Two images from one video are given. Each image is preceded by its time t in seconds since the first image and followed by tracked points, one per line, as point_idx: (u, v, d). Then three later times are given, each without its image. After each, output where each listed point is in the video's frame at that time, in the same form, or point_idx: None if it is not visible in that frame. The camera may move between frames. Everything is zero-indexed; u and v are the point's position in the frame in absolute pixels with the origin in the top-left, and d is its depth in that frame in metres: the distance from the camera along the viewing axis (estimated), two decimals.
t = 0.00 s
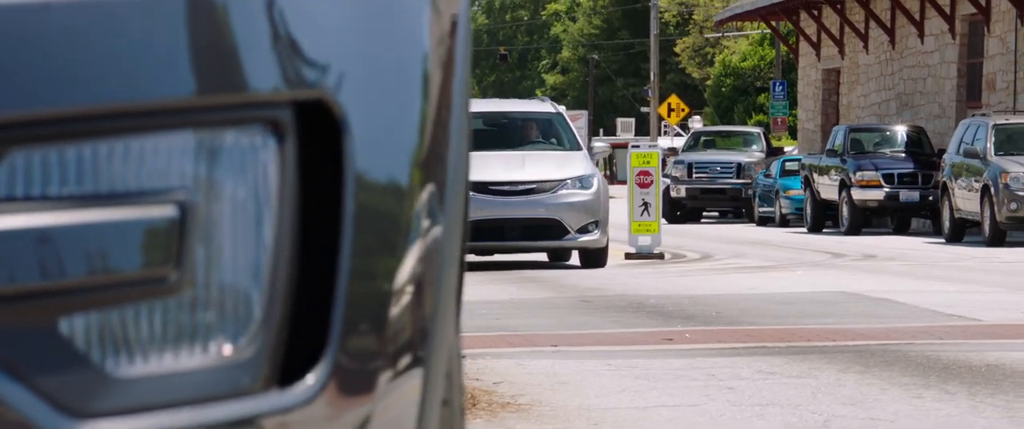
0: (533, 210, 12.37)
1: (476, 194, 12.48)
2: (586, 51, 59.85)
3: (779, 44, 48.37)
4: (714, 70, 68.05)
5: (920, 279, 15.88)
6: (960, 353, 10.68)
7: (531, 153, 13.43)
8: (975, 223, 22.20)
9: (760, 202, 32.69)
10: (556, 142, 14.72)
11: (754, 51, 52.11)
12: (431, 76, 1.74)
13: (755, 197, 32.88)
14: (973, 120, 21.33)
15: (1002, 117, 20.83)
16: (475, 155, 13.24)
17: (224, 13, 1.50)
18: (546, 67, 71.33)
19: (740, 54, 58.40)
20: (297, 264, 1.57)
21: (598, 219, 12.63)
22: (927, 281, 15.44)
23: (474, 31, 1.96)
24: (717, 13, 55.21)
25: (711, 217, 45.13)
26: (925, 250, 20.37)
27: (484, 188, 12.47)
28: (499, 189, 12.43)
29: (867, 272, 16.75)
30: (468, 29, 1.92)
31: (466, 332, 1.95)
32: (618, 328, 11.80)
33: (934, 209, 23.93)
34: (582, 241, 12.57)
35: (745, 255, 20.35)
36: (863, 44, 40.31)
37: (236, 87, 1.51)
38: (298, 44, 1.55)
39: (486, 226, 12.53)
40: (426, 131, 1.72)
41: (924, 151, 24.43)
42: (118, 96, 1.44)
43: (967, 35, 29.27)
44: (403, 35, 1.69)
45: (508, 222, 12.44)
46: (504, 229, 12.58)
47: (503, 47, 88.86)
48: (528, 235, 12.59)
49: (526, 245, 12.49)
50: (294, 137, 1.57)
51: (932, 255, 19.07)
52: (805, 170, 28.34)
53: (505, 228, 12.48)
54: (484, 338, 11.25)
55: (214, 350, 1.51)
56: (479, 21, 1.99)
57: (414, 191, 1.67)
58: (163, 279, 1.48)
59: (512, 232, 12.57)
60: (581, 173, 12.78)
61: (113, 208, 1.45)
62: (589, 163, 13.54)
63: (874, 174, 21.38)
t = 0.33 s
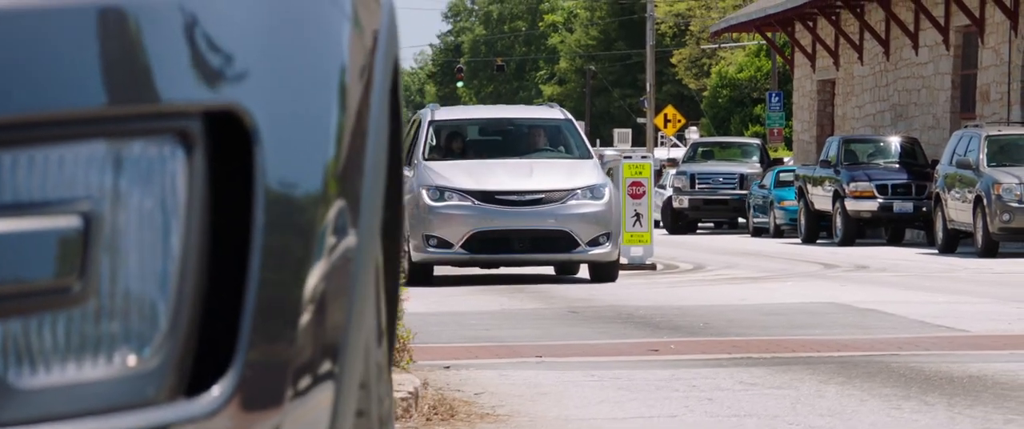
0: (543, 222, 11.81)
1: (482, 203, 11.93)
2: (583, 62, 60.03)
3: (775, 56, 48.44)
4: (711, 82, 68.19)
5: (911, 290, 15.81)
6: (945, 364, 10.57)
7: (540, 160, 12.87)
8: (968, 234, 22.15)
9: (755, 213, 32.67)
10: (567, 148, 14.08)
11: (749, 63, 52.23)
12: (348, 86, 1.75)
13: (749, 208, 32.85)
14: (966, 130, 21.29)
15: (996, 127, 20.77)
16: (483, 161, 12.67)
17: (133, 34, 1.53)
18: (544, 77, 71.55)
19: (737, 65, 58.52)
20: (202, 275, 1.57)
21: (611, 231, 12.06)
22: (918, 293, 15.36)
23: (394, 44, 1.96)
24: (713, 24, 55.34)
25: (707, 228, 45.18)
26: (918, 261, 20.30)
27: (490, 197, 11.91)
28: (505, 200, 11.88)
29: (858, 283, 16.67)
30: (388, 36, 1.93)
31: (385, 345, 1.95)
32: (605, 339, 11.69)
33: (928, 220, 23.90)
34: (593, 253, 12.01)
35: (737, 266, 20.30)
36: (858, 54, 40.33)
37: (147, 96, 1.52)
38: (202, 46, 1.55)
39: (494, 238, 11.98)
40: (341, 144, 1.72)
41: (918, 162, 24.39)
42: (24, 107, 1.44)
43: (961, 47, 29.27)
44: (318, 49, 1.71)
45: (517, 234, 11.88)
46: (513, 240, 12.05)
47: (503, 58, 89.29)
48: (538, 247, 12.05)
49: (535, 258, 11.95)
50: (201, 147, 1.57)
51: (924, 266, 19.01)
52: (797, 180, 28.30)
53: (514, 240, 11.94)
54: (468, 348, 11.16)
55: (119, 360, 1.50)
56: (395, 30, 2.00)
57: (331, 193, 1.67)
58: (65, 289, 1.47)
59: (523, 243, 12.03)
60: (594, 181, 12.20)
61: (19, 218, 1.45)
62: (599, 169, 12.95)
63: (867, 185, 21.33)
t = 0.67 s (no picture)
0: (537, 232, 11.38)
1: (471, 212, 11.49)
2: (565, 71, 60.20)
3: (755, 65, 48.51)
4: (694, 91, 68.39)
5: (886, 300, 15.74)
6: (915, 374, 10.33)
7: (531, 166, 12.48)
8: (946, 244, 22.16)
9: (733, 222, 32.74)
10: (560, 156, 13.31)
11: (730, 72, 52.32)
12: (261, 91, 1.82)
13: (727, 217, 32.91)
14: (944, 140, 21.37)
15: (974, 138, 20.78)
16: (473, 169, 12.20)
17: (40, 48, 1.61)
18: (528, 84, 71.81)
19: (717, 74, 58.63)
20: (107, 282, 1.64)
21: (607, 241, 11.64)
22: (891, 303, 15.32)
23: (313, 51, 2.03)
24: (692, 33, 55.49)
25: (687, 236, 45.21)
26: (894, 270, 20.24)
27: (479, 206, 11.47)
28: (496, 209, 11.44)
29: (834, 292, 16.60)
30: (305, 45, 2.00)
31: (301, 351, 2.02)
32: (577, 348, 11.57)
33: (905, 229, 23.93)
34: (588, 265, 11.60)
35: (713, 276, 20.31)
36: (837, 64, 40.35)
37: (52, 105, 1.60)
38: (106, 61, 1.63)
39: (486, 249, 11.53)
40: (256, 152, 1.78)
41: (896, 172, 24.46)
42: None
43: (939, 56, 29.26)
44: (230, 60, 1.77)
45: (509, 244, 11.46)
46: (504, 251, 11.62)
47: (487, 66, 89.67)
48: (530, 259, 11.62)
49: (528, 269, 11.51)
50: (106, 158, 1.65)
51: (900, 276, 19.00)
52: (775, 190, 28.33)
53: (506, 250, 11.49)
54: (438, 358, 11.08)
55: (20, 370, 1.57)
56: (314, 40, 2.07)
57: (240, 201, 1.74)
58: None
59: (514, 254, 11.58)
60: (588, 190, 11.78)
61: None
62: (594, 176, 12.56)
63: (844, 194, 21.37)
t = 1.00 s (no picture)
0: (522, 240, 10.94)
1: (451, 218, 11.02)
2: (538, 77, 60.38)
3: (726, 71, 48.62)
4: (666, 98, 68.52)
5: (855, 307, 15.68)
6: (881, 380, 10.13)
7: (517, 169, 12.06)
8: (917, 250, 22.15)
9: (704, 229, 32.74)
10: (546, 158, 12.85)
11: (701, 78, 52.41)
12: (181, 106, 1.89)
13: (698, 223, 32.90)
14: (914, 147, 21.40)
15: (946, 145, 20.76)
16: (453, 173, 11.73)
17: None
18: (501, 91, 72.04)
19: (689, 79, 58.75)
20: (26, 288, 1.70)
21: (595, 250, 11.19)
22: (861, 310, 15.23)
23: (237, 60, 2.10)
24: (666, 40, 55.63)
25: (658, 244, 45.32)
26: (864, 276, 20.21)
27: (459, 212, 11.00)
28: (479, 215, 10.98)
29: (803, 300, 16.55)
30: (228, 53, 2.07)
31: (226, 351, 2.09)
32: (542, 355, 11.44)
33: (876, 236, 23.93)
34: (574, 274, 11.15)
35: (684, 282, 20.28)
36: (808, 71, 40.43)
37: None
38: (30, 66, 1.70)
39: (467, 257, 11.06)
40: (176, 160, 1.86)
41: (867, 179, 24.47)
42: None
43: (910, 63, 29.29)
44: (143, 70, 1.85)
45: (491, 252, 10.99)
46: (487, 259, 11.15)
47: (461, 73, 90.02)
48: (513, 268, 11.17)
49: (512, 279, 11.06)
50: (21, 162, 1.71)
51: (870, 282, 18.96)
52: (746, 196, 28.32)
53: (488, 259, 11.03)
54: (403, 364, 11.01)
55: None
56: (240, 45, 2.14)
57: (160, 209, 1.81)
58: None
59: (496, 264, 11.13)
60: (575, 195, 11.32)
61: None
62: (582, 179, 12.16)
63: (815, 201, 21.37)
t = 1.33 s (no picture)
0: (510, 246, 10.50)
1: (434, 225, 10.59)
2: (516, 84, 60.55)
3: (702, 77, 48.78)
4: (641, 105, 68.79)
5: (829, 313, 15.66)
6: (850, 387, 10.11)
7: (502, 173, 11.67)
8: (891, 257, 22.19)
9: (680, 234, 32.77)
10: (536, 162, 12.37)
11: (677, 84, 52.59)
12: (124, 111, 1.89)
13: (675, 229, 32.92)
14: (889, 153, 21.47)
15: (921, 150, 20.82)
16: (437, 177, 11.29)
17: None
18: (478, 97, 72.18)
19: (665, 86, 58.96)
20: None
21: (586, 257, 10.75)
22: (834, 317, 15.23)
23: (181, 65, 2.11)
24: (643, 46, 55.78)
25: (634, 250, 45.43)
26: (838, 282, 20.21)
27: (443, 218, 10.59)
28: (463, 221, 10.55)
29: (777, 306, 16.55)
30: (175, 57, 2.08)
31: (173, 357, 2.10)
32: (512, 361, 11.41)
33: (851, 243, 23.97)
34: (566, 282, 10.72)
35: (659, 288, 20.29)
36: (783, 77, 40.58)
37: None
38: None
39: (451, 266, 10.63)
40: (119, 166, 1.86)
41: (842, 186, 24.53)
42: None
43: (885, 70, 29.37)
44: (89, 75, 1.85)
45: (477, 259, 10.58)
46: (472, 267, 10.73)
47: (437, 79, 90.42)
48: (500, 276, 10.72)
49: (498, 288, 10.62)
50: None
51: (845, 288, 18.97)
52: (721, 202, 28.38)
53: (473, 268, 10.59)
54: (373, 370, 10.96)
55: None
56: (188, 49, 2.15)
57: (102, 215, 1.81)
58: None
59: (482, 272, 10.69)
60: (565, 200, 10.88)
61: None
62: (571, 182, 11.76)
63: (790, 208, 21.39)
